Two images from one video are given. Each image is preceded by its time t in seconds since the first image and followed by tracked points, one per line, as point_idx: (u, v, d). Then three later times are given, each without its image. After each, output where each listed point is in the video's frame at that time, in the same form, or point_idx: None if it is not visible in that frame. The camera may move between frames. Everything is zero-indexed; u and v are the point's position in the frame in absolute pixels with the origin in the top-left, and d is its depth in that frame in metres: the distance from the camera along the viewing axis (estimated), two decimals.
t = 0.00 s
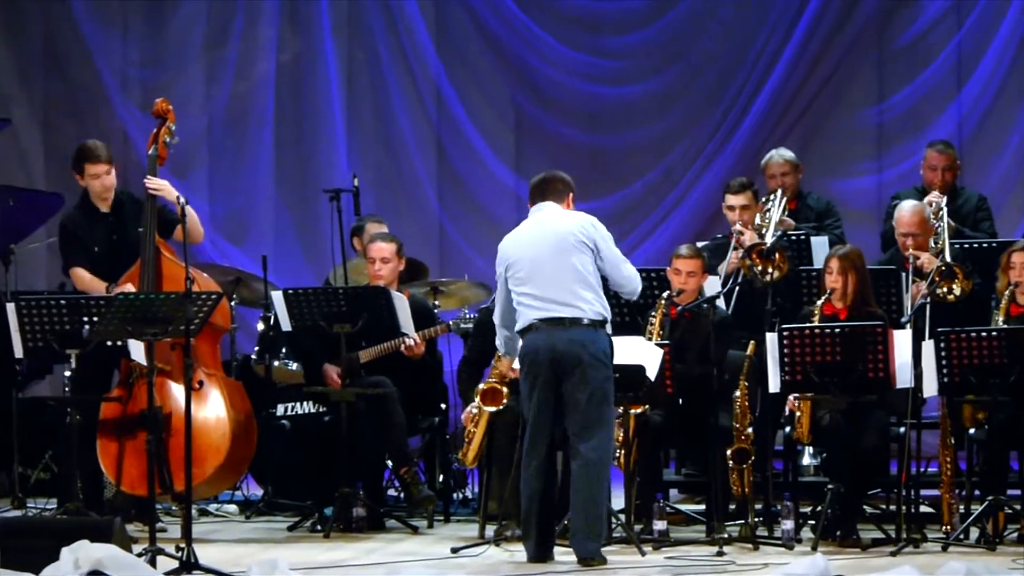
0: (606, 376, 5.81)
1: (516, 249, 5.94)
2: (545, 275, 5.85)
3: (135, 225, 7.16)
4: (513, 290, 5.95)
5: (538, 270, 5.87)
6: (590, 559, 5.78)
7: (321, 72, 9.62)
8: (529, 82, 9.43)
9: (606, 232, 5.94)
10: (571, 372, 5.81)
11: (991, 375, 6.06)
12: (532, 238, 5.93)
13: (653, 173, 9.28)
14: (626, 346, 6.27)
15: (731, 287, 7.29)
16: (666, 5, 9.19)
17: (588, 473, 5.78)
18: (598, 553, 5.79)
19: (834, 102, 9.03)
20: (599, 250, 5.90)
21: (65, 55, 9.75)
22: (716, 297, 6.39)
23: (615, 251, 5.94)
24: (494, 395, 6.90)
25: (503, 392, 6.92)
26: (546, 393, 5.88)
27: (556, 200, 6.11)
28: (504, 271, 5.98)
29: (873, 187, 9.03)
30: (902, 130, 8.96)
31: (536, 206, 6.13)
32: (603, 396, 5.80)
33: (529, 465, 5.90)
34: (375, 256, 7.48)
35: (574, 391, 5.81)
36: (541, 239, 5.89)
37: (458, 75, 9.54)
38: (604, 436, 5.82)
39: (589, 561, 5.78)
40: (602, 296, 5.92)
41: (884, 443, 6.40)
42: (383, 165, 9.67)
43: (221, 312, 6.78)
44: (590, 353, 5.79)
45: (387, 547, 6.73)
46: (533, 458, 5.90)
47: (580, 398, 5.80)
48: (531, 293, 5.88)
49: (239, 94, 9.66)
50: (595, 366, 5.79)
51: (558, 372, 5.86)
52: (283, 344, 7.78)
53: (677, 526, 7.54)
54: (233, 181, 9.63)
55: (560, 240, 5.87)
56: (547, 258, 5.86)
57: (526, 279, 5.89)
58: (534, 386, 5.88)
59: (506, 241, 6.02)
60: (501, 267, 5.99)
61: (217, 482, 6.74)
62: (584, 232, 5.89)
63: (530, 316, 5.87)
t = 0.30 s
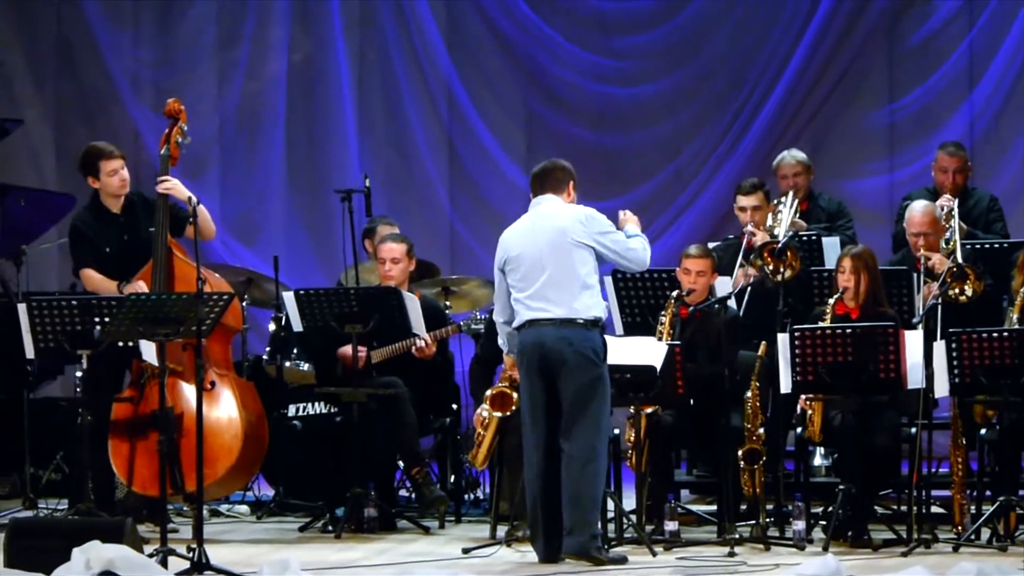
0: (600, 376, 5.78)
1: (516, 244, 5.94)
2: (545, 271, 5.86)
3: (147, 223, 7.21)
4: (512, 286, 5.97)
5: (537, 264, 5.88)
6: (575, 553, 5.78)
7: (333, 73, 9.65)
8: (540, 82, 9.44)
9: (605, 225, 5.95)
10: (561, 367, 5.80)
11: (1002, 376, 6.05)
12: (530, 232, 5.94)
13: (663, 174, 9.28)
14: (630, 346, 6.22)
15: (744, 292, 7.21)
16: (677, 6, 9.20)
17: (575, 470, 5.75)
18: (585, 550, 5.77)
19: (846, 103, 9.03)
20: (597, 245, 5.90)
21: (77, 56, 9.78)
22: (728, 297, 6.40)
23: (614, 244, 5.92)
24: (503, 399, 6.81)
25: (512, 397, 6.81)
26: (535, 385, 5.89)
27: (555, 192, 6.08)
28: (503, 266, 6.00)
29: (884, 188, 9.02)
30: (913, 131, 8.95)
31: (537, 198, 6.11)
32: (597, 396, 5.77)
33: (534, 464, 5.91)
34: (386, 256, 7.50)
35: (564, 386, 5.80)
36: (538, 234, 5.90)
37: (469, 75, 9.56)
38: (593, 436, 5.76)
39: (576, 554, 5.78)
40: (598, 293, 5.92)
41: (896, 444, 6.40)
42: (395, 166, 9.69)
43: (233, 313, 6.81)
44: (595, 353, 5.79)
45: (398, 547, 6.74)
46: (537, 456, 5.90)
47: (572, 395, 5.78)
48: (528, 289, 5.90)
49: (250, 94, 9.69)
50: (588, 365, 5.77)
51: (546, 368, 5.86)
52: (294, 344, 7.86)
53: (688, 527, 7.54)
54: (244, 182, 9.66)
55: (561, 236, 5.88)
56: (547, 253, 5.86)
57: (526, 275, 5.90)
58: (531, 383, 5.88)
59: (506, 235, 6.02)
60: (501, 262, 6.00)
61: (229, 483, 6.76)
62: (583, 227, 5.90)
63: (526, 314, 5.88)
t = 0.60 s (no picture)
0: (613, 381, 5.83)
1: (525, 245, 5.96)
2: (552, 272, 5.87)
3: (160, 224, 7.21)
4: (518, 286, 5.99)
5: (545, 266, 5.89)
6: (587, 544, 5.79)
7: (345, 72, 9.67)
8: (554, 81, 9.45)
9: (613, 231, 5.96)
10: (572, 370, 5.82)
11: (1016, 374, 6.03)
12: (537, 233, 5.96)
13: (676, 172, 9.28)
14: (641, 345, 6.18)
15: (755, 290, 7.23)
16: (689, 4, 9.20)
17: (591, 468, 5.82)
18: (594, 540, 5.79)
19: (859, 101, 9.02)
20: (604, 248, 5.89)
21: (89, 54, 9.82)
22: (741, 295, 6.42)
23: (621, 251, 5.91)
24: (516, 400, 6.81)
25: (525, 397, 6.81)
26: (546, 386, 5.90)
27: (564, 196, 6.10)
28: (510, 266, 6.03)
29: (897, 186, 9.01)
30: (926, 129, 8.94)
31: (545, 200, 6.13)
32: (609, 396, 5.82)
33: (544, 462, 5.92)
34: (398, 254, 7.51)
35: (575, 388, 5.83)
36: (546, 235, 5.92)
37: (482, 73, 9.56)
38: (612, 432, 5.83)
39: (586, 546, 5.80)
40: (604, 295, 5.90)
41: (909, 442, 6.39)
42: (407, 164, 9.71)
43: (245, 312, 6.83)
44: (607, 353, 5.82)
45: (412, 546, 6.76)
46: (548, 454, 5.92)
47: (584, 396, 5.82)
48: (535, 290, 5.92)
49: (263, 94, 9.71)
50: (601, 370, 5.82)
51: (556, 367, 5.87)
52: (308, 342, 7.88)
53: (701, 525, 7.54)
54: (257, 180, 9.68)
55: (569, 238, 5.90)
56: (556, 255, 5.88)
57: (534, 276, 5.91)
58: (539, 383, 5.89)
59: (515, 234, 6.03)
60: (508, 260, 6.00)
61: (242, 481, 6.78)
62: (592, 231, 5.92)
63: (533, 313, 5.90)
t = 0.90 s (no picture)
0: (632, 375, 5.83)
1: (545, 245, 5.99)
2: (568, 272, 5.89)
3: (178, 223, 7.21)
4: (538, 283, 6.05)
5: (561, 267, 5.91)
6: (621, 543, 5.79)
7: (363, 72, 9.71)
8: (571, 80, 9.45)
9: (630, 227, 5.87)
10: (588, 369, 5.83)
11: None
12: (556, 231, 5.97)
13: (694, 172, 9.28)
14: (657, 345, 6.23)
15: (773, 288, 7.24)
16: (707, 4, 9.20)
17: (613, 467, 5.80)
18: (633, 540, 5.78)
19: (877, 101, 9.00)
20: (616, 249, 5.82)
21: (107, 55, 9.89)
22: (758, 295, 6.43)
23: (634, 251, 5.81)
24: (534, 399, 6.75)
25: (543, 398, 6.76)
26: (567, 389, 5.93)
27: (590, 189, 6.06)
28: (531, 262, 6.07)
29: (914, 186, 8.98)
30: (944, 129, 8.91)
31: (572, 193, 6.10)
32: (631, 395, 5.82)
33: (562, 459, 5.94)
34: (416, 253, 7.53)
35: (594, 387, 5.83)
36: (563, 235, 5.93)
37: (500, 73, 9.58)
38: (629, 430, 5.82)
39: (621, 545, 5.79)
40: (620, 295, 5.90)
41: (926, 443, 6.37)
42: (425, 163, 9.73)
43: (263, 311, 6.87)
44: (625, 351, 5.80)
45: (429, 545, 6.77)
46: (563, 453, 5.94)
47: (604, 397, 5.82)
48: (553, 289, 5.95)
49: (280, 93, 9.76)
50: (618, 366, 5.81)
51: (572, 367, 5.91)
52: (325, 342, 7.80)
53: (718, 525, 7.55)
54: (275, 181, 9.73)
55: (585, 238, 5.88)
56: (571, 255, 5.89)
57: (552, 276, 5.95)
58: (558, 381, 5.93)
59: (538, 232, 6.06)
60: (531, 259, 6.05)
61: (260, 480, 6.81)
62: (608, 229, 5.86)
63: (548, 311, 5.96)
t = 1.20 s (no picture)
0: (661, 376, 5.78)
1: (575, 246, 5.96)
2: (597, 274, 5.87)
3: (195, 224, 7.27)
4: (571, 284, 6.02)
5: (591, 269, 5.88)
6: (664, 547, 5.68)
7: (380, 71, 9.75)
8: (588, 80, 9.46)
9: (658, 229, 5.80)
10: (604, 368, 5.85)
11: None
12: (587, 233, 5.93)
13: (712, 171, 9.27)
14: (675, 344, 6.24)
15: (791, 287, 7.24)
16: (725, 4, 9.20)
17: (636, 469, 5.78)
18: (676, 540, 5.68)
19: (895, 100, 8.98)
20: (644, 252, 5.77)
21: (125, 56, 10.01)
22: (776, 294, 6.32)
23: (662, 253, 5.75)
24: (551, 399, 6.72)
25: (561, 397, 6.74)
26: (594, 390, 5.95)
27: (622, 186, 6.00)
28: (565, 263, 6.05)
29: (932, 186, 8.96)
30: (962, 128, 8.89)
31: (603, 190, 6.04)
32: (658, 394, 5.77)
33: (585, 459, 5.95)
34: (433, 252, 7.53)
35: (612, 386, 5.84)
36: (592, 237, 5.90)
37: (517, 73, 9.59)
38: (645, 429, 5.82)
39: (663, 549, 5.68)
40: (651, 297, 5.83)
41: (944, 443, 6.38)
42: (443, 163, 9.75)
43: (281, 311, 6.89)
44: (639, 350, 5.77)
45: (446, 545, 6.79)
46: (588, 453, 5.95)
47: (631, 398, 5.79)
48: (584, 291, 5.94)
49: (298, 91, 9.82)
50: (646, 364, 5.78)
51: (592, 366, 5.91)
52: (343, 342, 7.91)
53: (735, 525, 7.56)
54: (292, 181, 9.79)
55: (612, 241, 5.83)
56: (599, 258, 5.85)
57: (582, 277, 5.93)
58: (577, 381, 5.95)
59: (570, 232, 6.03)
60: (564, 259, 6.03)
61: (278, 480, 6.83)
62: (635, 232, 5.80)
63: (582, 313, 5.94)
